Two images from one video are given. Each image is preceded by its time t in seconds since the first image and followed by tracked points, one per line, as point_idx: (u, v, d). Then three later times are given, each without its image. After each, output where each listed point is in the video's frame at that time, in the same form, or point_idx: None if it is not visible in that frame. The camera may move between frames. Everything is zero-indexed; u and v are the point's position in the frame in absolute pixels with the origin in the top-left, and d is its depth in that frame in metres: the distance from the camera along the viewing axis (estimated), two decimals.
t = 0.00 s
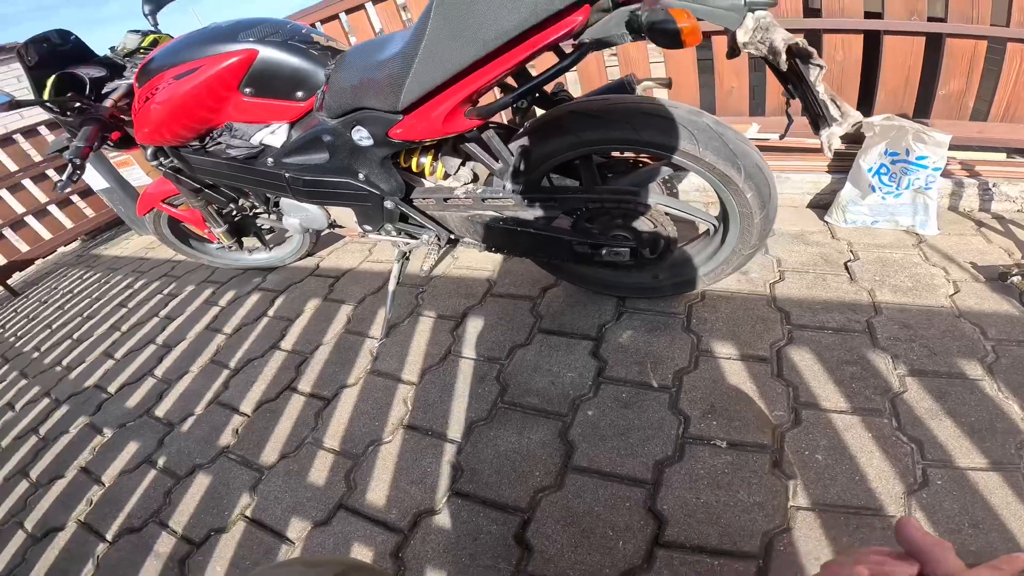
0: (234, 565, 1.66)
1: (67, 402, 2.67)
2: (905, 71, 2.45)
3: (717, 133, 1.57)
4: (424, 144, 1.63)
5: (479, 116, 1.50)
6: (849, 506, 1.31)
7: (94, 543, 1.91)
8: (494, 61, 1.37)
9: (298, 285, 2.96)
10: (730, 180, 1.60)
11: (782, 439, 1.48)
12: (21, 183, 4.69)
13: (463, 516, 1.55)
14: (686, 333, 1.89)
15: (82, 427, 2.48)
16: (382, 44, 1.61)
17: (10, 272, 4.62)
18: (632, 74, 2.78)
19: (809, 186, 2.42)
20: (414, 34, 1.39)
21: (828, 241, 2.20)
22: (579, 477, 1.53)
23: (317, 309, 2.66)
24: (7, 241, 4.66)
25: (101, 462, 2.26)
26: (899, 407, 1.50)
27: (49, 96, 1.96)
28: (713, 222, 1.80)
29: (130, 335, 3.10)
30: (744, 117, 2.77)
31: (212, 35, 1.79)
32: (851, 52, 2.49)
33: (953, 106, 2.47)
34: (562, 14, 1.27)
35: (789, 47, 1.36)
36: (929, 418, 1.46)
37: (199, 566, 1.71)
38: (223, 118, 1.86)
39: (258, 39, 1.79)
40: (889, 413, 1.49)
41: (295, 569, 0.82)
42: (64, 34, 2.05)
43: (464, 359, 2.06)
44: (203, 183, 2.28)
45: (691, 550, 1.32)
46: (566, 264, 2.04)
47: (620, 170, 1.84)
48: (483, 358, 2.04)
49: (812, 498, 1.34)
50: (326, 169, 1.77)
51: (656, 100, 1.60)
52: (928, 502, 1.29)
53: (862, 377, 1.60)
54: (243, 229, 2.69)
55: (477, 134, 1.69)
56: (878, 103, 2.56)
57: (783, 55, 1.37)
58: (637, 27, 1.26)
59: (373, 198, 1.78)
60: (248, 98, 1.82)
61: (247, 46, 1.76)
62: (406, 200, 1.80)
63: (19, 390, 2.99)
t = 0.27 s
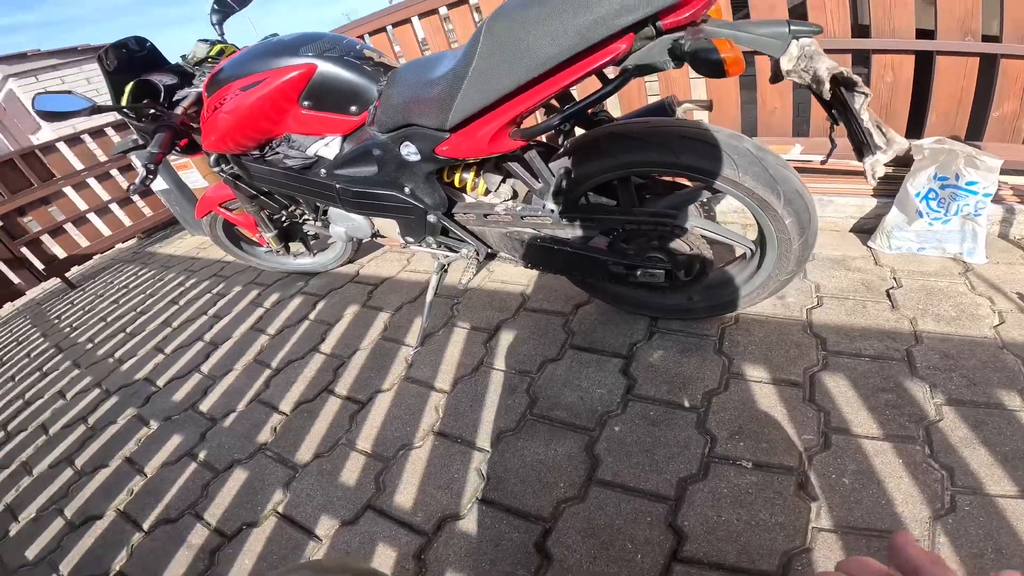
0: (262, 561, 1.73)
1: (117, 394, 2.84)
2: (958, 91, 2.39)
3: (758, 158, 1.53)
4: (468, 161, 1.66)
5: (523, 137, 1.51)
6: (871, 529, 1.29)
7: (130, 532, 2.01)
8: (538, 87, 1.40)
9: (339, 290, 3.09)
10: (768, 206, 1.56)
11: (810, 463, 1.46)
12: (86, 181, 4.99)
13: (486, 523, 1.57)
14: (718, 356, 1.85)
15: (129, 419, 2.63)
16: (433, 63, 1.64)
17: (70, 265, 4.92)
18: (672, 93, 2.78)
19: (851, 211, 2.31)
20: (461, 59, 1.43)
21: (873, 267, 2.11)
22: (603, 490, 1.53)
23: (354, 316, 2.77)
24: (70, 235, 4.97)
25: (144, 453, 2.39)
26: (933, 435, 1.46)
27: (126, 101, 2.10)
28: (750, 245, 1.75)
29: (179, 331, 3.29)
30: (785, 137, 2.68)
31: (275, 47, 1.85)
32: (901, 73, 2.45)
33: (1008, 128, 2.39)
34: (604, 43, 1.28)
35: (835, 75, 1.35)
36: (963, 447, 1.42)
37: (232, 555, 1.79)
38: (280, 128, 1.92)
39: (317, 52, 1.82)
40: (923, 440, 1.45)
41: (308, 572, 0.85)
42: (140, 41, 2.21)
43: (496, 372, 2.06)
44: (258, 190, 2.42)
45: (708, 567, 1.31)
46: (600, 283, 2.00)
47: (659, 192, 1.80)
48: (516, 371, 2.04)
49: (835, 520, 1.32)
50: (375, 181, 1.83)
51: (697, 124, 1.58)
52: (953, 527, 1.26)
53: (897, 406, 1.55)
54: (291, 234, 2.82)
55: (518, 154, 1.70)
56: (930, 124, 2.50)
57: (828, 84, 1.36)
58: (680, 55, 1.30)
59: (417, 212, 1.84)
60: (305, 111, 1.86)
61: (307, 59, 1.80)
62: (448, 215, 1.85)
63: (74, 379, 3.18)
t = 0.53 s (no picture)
0: (315, 553, 1.84)
1: (185, 383, 3.07)
2: None
3: (832, 195, 1.54)
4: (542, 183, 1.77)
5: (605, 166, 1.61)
6: (914, 552, 1.30)
7: (192, 518, 2.16)
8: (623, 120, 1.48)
9: (396, 295, 3.26)
10: (838, 241, 1.56)
11: (857, 488, 1.47)
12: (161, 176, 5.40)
13: (535, 528, 1.64)
14: (771, 382, 1.85)
15: (196, 408, 2.84)
16: (519, 85, 1.70)
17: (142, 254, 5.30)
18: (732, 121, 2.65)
19: (920, 243, 2.22)
20: (551, 87, 1.51)
21: (937, 303, 2.03)
22: (650, 503, 1.59)
23: (411, 322, 2.93)
24: (144, 226, 5.35)
25: (208, 444, 2.57)
26: (985, 466, 1.45)
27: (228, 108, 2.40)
28: (813, 277, 1.75)
29: (243, 325, 3.54)
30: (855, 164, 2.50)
31: (367, 62, 1.97)
32: (980, 103, 2.33)
33: None
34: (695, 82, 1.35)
35: (927, 122, 1.39)
36: (1014, 479, 1.41)
37: (291, 541, 1.93)
38: (366, 139, 2.06)
39: (405, 68, 1.93)
40: (974, 471, 1.44)
41: None
42: (239, 48, 2.46)
43: (547, 386, 2.14)
44: (334, 197, 2.63)
45: None
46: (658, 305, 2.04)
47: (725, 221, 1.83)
48: (569, 385, 2.11)
49: (878, 541, 1.34)
50: (449, 196, 1.98)
51: (772, 159, 1.60)
52: (994, 552, 1.27)
53: (952, 438, 1.53)
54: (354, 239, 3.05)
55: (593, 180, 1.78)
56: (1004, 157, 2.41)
57: (918, 129, 1.40)
58: (770, 94, 1.39)
59: (486, 227, 1.96)
60: (390, 124, 1.99)
61: (395, 75, 1.92)
62: (516, 232, 1.95)
63: (144, 363, 3.44)
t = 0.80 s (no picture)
0: (361, 534, 1.92)
1: (250, 363, 3.30)
2: None
3: (903, 218, 1.54)
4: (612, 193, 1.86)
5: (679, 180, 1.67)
6: (949, 563, 1.32)
7: (247, 495, 2.29)
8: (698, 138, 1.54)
9: (452, 293, 3.41)
10: (906, 264, 1.55)
11: (898, 501, 1.48)
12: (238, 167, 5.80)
13: (577, 522, 1.71)
14: (822, 400, 1.85)
15: (257, 387, 3.04)
16: (598, 98, 1.78)
17: (215, 240, 5.69)
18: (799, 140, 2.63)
19: (987, 272, 2.15)
20: (630, 103, 1.59)
21: (999, 331, 1.95)
22: (692, 505, 1.63)
23: (465, 319, 3.06)
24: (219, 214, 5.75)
25: (270, 422, 2.75)
26: None
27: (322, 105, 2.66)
28: (877, 299, 1.74)
29: (305, 313, 3.78)
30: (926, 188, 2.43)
31: (454, 68, 2.11)
32: None
33: None
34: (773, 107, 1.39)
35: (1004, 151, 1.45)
36: None
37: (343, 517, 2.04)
38: (445, 140, 2.22)
39: (489, 77, 2.05)
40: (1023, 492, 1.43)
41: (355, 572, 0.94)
42: (334, 49, 2.71)
43: (596, 389, 2.21)
44: (406, 195, 2.83)
45: None
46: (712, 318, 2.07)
47: (789, 240, 1.83)
48: (618, 390, 2.17)
49: (918, 553, 1.36)
50: (519, 200, 2.10)
51: (842, 180, 1.60)
52: None
53: (1004, 461, 1.51)
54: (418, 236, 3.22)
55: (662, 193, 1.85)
56: None
57: (996, 157, 1.45)
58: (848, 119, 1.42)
59: (552, 232, 2.07)
60: (469, 128, 2.14)
61: (479, 82, 2.05)
62: (580, 238, 2.05)
63: (214, 342, 3.72)
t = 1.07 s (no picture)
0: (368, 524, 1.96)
1: (270, 355, 3.40)
2: None
3: (926, 236, 1.53)
4: (635, 203, 1.87)
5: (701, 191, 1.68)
6: None
7: (259, 482, 2.36)
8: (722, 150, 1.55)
9: (471, 295, 3.46)
10: (927, 282, 1.55)
11: (905, 515, 1.47)
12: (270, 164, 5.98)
13: (581, 523, 1.73)
14: (836, 416, 1.83)
15: (277, 377, 3.13)
16: (626, 108, 1.81)
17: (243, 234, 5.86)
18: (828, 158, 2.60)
19: (1013, 297, 2.11)
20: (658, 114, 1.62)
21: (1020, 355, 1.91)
22: (696, 513, 1.64)
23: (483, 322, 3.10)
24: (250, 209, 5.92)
25: (287, 412, 2.82)
26: None
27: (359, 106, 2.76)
28: (896, 317, 1.73)
29: (326, 309, 3.86)
30: (955, 210, 2.39)
31: (486, 75, 2.17)
32: None
33: None
34: (799, 121, 1.41)
35: None
36: None
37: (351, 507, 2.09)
38: (474, 145, 2.27)
39: (521, 84, 2.10)
40: None
41: None
42: (373, 53, 2.81)
43: (610, 395, 2.22)
44: (434, 196, 2.89)
45: None
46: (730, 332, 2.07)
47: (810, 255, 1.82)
48: (631, 397, 2.18)
49: (919, 567, 1.35)
50: (543, 206, 2.13)
51: (866, 196, 1.60)
52: None
53: (1014, 480, 1.50)
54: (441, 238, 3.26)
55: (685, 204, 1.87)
56: None
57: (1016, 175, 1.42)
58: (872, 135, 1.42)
59: (574, 238, 2.08)
60: (498, 134, 2.19)
61: (510, 90, 2.10)
62: (601, 246, 2.06)
63: (238, 332, 3.84)
